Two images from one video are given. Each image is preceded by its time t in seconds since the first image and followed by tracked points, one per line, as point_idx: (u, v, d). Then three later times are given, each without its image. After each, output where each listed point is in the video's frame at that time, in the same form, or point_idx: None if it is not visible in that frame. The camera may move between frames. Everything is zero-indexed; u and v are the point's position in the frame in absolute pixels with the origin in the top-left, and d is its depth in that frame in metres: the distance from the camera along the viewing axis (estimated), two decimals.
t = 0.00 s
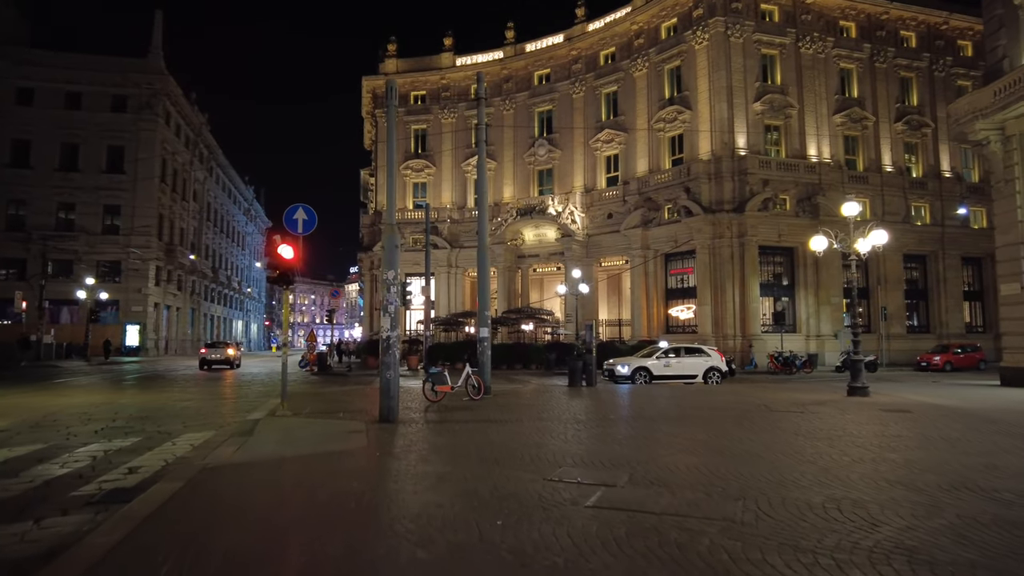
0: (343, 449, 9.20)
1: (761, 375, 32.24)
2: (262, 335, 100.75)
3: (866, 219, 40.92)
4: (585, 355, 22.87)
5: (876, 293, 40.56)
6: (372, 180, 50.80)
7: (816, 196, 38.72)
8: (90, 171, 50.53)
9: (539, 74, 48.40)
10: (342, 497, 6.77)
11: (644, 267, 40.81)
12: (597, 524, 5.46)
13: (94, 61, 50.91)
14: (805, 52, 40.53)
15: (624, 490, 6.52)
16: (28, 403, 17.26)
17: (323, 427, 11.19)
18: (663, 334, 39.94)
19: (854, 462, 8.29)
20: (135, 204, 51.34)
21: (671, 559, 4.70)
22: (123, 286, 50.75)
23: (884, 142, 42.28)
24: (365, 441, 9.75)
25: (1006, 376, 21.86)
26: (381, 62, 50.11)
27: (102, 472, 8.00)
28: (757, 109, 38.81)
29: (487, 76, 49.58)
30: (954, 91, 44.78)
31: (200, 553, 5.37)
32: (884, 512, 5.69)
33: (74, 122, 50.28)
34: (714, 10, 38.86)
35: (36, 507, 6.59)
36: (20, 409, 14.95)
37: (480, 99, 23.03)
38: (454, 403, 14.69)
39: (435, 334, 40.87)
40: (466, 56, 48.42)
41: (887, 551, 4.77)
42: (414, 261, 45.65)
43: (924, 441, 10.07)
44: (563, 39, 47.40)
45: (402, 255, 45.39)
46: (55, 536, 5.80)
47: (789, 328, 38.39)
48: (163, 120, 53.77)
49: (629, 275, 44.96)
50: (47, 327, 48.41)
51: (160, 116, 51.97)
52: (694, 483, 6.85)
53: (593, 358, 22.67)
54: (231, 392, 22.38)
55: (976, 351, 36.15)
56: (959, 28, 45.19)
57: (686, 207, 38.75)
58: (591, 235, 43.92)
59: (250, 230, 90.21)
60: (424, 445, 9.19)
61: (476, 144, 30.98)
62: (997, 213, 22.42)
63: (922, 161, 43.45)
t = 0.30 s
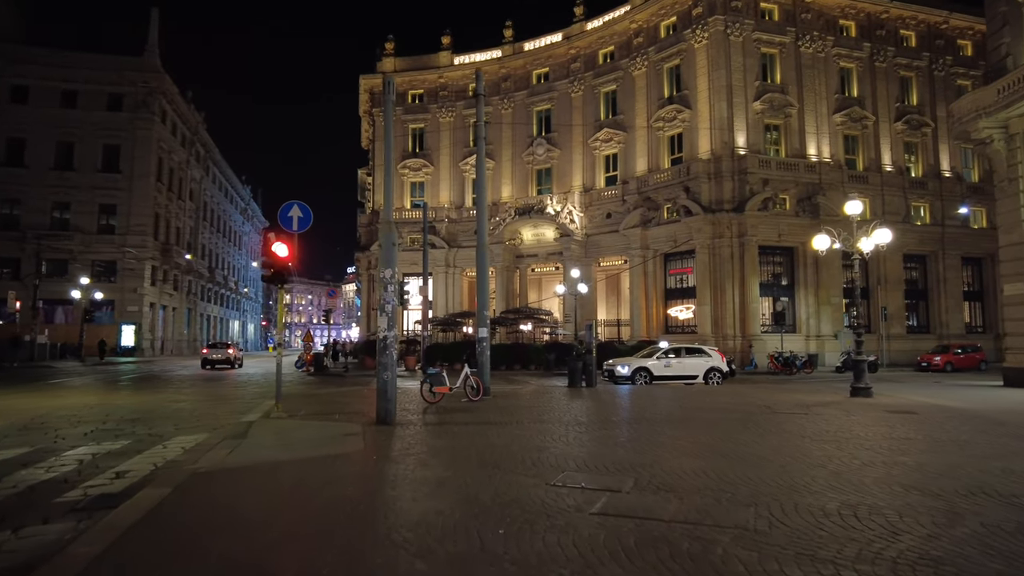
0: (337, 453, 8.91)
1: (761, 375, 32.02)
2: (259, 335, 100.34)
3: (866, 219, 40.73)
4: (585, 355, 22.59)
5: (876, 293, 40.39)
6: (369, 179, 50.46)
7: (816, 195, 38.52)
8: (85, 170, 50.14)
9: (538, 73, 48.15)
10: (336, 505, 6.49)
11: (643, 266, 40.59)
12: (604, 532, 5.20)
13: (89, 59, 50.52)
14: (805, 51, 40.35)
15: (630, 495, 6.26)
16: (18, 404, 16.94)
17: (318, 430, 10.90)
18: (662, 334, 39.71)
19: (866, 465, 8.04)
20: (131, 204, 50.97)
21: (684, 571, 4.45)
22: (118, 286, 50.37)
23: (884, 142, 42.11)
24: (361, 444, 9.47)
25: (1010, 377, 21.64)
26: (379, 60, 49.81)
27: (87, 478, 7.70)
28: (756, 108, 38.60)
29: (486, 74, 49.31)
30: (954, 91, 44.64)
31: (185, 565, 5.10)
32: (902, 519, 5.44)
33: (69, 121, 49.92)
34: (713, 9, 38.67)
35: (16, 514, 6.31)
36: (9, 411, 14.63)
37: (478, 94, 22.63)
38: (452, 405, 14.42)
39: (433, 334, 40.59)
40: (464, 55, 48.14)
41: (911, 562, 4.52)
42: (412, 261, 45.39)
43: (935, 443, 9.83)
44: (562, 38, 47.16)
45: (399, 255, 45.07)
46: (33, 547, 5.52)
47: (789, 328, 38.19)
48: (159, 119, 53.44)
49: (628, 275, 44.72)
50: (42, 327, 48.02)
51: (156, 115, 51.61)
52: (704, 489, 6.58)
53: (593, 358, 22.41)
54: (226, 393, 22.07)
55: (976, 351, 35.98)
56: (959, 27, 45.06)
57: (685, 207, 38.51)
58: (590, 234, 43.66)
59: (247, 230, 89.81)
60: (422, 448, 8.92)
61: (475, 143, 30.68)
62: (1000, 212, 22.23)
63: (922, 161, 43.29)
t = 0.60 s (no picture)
0: (330, 457, 8.58)
1: (761, 375, 31.76)
2: (255, 336, 99.77)
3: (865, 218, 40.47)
4: (585, 355, 22.26)
5: (875, 293, 40.19)
6: (365, 178, 50.10)
7: (815, 194, 38.29)
8: (79, 169, 49.69)
9: (535, 72, 47.85)
10: (327, 513, 6.17)
11: (642, 266, 40.33)
12: (611, 543, 4.89)
13: (82, 57, 50.03)
14: (804, 49, 40.13)
15: (637, 503, 5.94)
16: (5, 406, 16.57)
17: (311, 432, 10.58)
18: (661, 334, 39.44)
19: (880, 468, 7.74)
20: (125, 203, 50.43)
21: None
22: (112, 286, 49.87)
23: (883, 141, 41.89)
24: (355, 447, 9.14)
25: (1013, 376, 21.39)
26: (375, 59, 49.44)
27: (66, 484, 7.34)
28: (755, 106, 38.35)
29: (483, 73, 48.98)
30: (953, 89, 44.46)
31: None
32: (925, 527, 5.15)
33: (62, 120, 49.48)
34: (712, 6, 38.40)
35: None
36: None
37: (475, 88, 22.20)
38: (449, 406, 14.09)
39: (430, 334, 40.26)
40: (461, 53, 47.81)
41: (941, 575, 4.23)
42: (408, 260, 45.05)
43: (946, 445, 9.56)
44: (559, 36, 46.84)
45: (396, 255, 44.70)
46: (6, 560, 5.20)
47: (789, 328, 37.95)
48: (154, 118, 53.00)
49: (627, 274, 44.42)
50: (34, 328, 47.53)
51: (150, 113, 51.13)
52: (713, 494, 6.26)
53: (592, 358, 22.09)
54: (219, 395, 21.68)
55: (976, 351, 35.78)
56: (958, 25, 44.89)
57: (684, 206, 38.23)
58: (587, 233, 43.34)
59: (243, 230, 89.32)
60: (418, 452, 8.59)
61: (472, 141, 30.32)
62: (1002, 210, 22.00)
63: (921, 160, 43.10)
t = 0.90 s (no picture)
0: (324, 463, 8.28)
1: (761, 375, 31.56)
2: (251, 335, 99.30)
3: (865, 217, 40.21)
4: (584, 356, 21.95)
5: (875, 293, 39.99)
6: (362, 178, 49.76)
7: (815, 193, 38.08)
8: (73, 168, 49.24)
9: (533, 70, 47.58)
10: (320, 525, 5.90)
11: (640, 265, 40.06)
12: (619, 559, 4.62)
13: (76, 56, 49.59)
14: (803, 47, 39.90)
15: (644, 514, 5.67)
16: None
17: (304, 437, 10.27)
18: (660, 334, 39.21)
19: (894, 474, 7.50)
20: (120, 203, 50.09)
21: None
22: (107, 286, 49.50)
23: (883, 140, 41.69)
24: (349, 453, 8.86)
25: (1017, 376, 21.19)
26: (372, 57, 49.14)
27: (48, 493, 7.04)
28: (754, 105, 38.14)
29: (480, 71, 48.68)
30: (952, 88, 44.27)
31: None
32: (950, 541, 4.90)
33: (57, 118, 49.04)
34: (711, 4, 38.17)
35: None
36: None
37: (471, 83, 21.80)
38: (447, 408, 13.81)
39: (427, 335, 39.96)
40: (458, 51, 47.48)
41: None
42: (405, 260, 44.72)
43: (958, 449, 9.31)
44: (557, 35, 46.55)
45: (393, 255, 44.40)
46: None
47: (788, 328, 37.73)
48: (149, 117, 52.61)
49: (625, 274, 44.16)
50: (28, 328, 47.13)
51: (145, 112, 50.73)
52: (723, 504, 6.00)
53: (591, 358, 21.84)
54: (214, 396, 21.38)
55: (977, 351, 35.61)
56: (957, 24, 44.72)
57: (683, 205, 37.97)
58: (586, 233, 43.09)
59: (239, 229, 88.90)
60: (414, 458, 8.31)
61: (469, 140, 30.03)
62: (1005, 209, 21.81)
63: (920, 159, 42.90)
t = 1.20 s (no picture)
0: (319, 466, 7.96)
1: (764, 375, 31.27)
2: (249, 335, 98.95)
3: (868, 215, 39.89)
4: (586, 355, 21.65)
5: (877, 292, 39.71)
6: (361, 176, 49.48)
7: (817, 191, 37.79)
8: (70, 166, 48.84)
9: (533, 68, 47.28)
10: (315, 531, 5.60)
11: (641, 264, 39.73)
12: (634, 570, 4.32)
13: (73, 53, 49.27)
14: (805, 44, 39.60)
15: (656, 521, 5.38)
16: None
17: (300, 438, 9.96)
18: (661, 334, 38.91)
19: (914, 476, 7.21)
20: (118, 200, 49.74)
21: None
22: (104, 285, 49.12)
23: (885, 138, 41.40)
24: (345, 455, 8.56)
25: None
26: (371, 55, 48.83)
27: (30, 497, 6.73)
28: (756, 102, 37.85)
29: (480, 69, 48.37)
30: (955, 86, 43.99)
31: None
32: (985, 551, 4.62)
33: (53, 116, 48.67)
34: (712, 1, 37.88)
35: None
36: None
37: (472, 77, 21.43)
38: (447, 408, 13.50)
39: (426, 334, 39.64)
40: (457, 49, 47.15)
41: None
42: (404, 259, 44.33)
43: (974, 450, 9.03)
44: (557, 32, 46.22)
45: (392, 254, 44.06)
46: None
47: (790, 327, 37.45)
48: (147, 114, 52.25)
49: (626, 273, 43.84)
50: (24, 327, 46.72)
51: (142, 110, 50.39)
52: (739, 510, 5.71)
53: (593, 358, 21.53)
54: (210, 396, 21.04)
55: (980, 350, 35.33)
56: (960, 22, 44.41)
57: (684, 203, 37.67)
58: (586, 232, 42.78)
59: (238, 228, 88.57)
60: (413, 460, 8.01)
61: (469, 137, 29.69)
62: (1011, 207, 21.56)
63: (923, 158, 42.61)
